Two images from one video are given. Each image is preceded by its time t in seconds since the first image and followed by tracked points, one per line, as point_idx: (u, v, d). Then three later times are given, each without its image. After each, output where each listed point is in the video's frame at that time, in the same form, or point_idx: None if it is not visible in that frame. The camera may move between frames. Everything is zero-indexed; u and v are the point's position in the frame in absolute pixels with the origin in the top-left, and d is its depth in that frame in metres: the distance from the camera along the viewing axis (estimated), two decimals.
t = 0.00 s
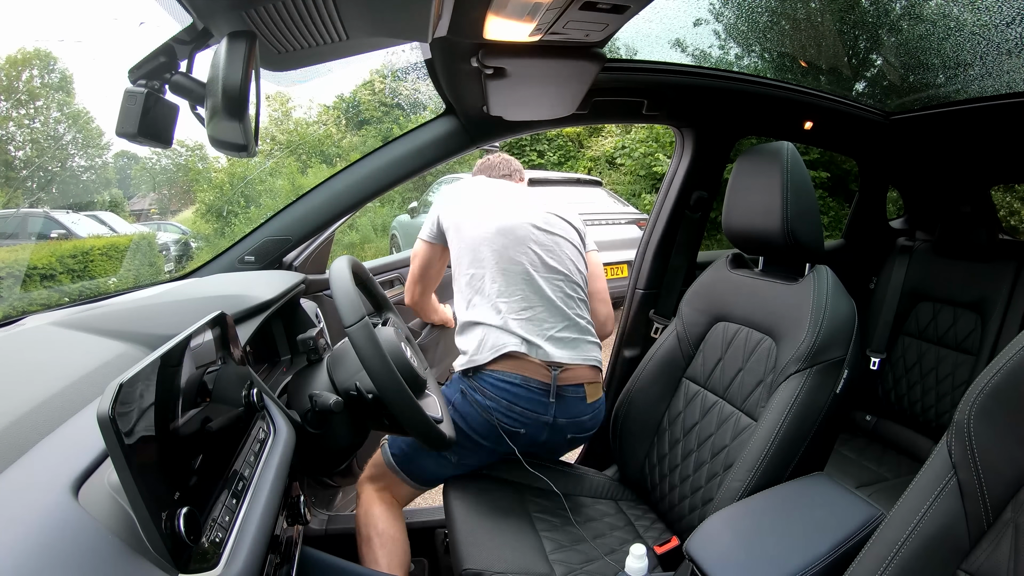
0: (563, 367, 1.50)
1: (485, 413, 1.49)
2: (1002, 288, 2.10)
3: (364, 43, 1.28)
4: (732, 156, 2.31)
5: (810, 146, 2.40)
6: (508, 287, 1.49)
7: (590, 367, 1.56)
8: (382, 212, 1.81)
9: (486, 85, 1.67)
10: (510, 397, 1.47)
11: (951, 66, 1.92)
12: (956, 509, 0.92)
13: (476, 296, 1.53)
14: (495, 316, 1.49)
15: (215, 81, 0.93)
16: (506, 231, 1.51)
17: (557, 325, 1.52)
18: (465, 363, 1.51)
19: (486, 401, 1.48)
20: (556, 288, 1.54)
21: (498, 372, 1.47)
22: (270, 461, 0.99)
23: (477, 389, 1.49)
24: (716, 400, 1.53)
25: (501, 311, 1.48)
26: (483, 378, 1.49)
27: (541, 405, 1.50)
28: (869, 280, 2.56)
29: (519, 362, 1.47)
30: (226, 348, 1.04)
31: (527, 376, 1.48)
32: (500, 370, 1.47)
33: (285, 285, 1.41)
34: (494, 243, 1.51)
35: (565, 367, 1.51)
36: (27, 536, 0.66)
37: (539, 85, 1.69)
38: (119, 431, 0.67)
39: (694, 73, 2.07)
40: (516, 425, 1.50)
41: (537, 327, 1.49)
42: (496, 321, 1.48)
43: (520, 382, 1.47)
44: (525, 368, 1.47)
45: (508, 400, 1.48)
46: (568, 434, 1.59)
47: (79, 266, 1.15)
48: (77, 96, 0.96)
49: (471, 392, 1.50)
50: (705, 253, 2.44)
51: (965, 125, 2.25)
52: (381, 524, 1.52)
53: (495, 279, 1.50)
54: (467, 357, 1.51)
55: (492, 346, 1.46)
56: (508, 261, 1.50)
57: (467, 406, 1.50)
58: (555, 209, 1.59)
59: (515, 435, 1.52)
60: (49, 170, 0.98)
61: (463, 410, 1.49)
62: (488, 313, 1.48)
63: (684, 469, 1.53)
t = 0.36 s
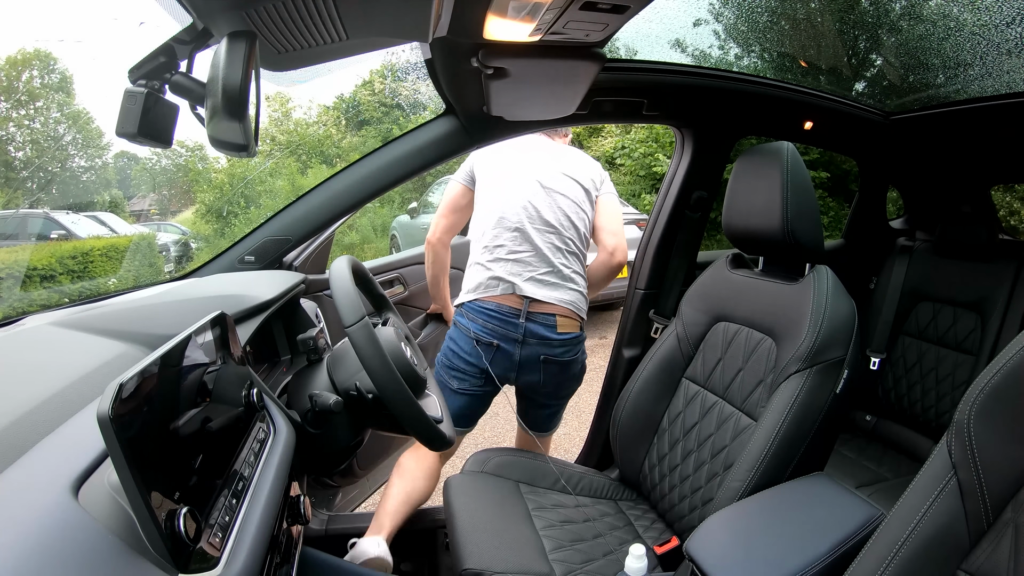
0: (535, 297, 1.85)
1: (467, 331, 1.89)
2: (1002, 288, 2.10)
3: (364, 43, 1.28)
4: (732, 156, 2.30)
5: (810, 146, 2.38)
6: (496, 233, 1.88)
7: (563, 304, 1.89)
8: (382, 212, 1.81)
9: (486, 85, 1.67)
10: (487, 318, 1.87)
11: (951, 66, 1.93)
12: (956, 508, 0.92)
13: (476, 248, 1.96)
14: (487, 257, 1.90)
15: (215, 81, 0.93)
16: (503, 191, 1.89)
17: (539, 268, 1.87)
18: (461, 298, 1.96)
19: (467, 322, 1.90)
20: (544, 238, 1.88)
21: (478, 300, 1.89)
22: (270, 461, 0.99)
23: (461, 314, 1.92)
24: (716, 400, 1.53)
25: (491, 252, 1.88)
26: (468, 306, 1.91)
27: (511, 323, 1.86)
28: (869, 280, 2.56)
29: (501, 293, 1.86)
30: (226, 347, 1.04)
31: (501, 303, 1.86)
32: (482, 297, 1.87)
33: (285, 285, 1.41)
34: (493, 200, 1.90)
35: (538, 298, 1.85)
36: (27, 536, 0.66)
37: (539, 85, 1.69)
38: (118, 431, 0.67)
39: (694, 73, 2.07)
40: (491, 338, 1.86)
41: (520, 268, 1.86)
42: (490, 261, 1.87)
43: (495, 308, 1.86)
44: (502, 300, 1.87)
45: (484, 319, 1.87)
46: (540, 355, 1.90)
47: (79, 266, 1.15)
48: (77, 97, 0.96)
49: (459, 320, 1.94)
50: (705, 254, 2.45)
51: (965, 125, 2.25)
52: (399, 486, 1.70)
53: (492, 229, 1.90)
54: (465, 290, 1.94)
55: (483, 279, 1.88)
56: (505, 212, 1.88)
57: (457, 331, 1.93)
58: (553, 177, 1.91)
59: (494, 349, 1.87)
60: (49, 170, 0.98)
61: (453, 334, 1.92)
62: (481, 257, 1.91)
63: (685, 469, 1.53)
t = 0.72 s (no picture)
0: (553, 295, 1.87)
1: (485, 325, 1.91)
2: (1002, 288, 2.10)
3: (364, 43, 1.28)
4: (732, 156, 2.30)
5: (810, 146, 2.39)
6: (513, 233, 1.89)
7: (581, 302, 1.91)
8: (382, 212, 1.81)
9: (486, 85, 1.67)
10: (505, 314, 1.89)
11: (951, 66, 1.93)
12: (956, 508, 0.92)
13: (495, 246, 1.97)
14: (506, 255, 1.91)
15: (215, 81, 0.93)
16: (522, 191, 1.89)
17: (556, 267, 1.88)
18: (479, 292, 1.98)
19: (485, 316, 1.92)
20: (562, 238, 1.89)
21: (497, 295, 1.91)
22: (270, 461, 0.99)
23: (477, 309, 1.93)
24: (716, 400, 1.53)
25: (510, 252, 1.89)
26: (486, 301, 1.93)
27: (528, 318, 1.88)
28: (869, 280, 2.56)
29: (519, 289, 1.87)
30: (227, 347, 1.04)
31: (519, 299, 1.87)
32: (500, 294, 1.89)
33: (285, 285, 1.41)
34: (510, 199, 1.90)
35: (555, 296, 1.87)
36: (27, 536, 0.66)
37: (539, 85, 1.69)
38: (119, 431, 0.67)
39: (694, 73, 2.07)
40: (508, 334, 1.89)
41: (538, 267, 1.87)
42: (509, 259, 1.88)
43: (513, 303, 1.88)
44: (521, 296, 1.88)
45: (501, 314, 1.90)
46: (555, 351, 1.94)
47: (79, 266, 1.15)
48: (77, 97, 0.96)
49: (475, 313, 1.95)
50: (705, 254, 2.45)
51: (964, 124, 2.25)
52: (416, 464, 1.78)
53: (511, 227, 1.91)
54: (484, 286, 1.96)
55: (503, 277, 1.90)
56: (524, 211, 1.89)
57: (473, 324, 1.94)
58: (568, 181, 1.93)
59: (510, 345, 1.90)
60: (49, 170, 0.98)
61: (468, 326, 1.94)
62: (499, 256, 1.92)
63: (684, 469, 1.53)
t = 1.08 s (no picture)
0: (585, 321, 1.82)
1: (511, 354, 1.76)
2: (1002, 288, 2.10)
3: (363, 43, 1.28)
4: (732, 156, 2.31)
5: (810, 147, 2.41)
6: (540, 248, 1.82)
7: (602, 328, 1.89)
8: (382, 212, 1.81)
9: (486, 85, 1.67)
10: (536, 345, 1.77)
11: (951, 66, 1.93)
12: (957, 508, 0.92)
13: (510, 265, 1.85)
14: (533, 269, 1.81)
15: (215, 80, 0.93)
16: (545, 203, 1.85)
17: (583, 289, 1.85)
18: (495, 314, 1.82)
19: (515, 346, 1.77)
20: (586, 261, 1.87)
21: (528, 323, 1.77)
22: (270, 461, 0.99)
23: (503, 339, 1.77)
24: (716, 400, 1.53)
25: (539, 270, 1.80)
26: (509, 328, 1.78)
27: (563, 351, 1.80)
28: (869, 280, 2.56)
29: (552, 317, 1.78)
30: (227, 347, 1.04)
31: (552, 329, 1.78)
32: (530, 320, 1.77)
33: (285, 285, 1.41)
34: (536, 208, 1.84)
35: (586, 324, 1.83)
36: (28, 537, 0.66)
37: (539, 85, 1.69)
38: (119, 430, 0.67)
39: (694, 73, 2.06)
40: (539, 368, 1.79)
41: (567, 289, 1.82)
42: (538, 280, 1.78)
43: (546, 334, 1.78)
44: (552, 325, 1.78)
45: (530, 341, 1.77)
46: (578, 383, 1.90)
47: (79, 266, 1.15)
48: (77, 97, 0.96)
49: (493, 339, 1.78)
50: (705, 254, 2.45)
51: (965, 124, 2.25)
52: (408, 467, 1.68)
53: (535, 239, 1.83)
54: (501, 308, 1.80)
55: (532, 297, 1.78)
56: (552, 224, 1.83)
57: (494, 352, 1.77)
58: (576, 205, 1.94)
59: (538, 379, 1.81)
60: (49, 170, 0.98)
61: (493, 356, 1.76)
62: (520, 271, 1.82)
63: (684, 468, 1.53)
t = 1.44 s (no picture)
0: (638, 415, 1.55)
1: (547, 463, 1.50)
2: (1002, 288, 2.10)
3: (363, 43, 1.28)
4: (732, 156, 2.30)
5: (810, 146, 2.42)
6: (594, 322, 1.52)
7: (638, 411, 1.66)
8: (382, 212, 1.81)
9: (486, 85, 1.67)
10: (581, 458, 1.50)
11: (951, 66, 1.93)
12: (956, 508, 0.92)
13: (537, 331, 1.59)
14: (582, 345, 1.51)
15: (215, 81, 0.93)
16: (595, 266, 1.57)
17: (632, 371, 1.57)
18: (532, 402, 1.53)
19: (560, 458, 1.49)
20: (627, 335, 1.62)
21: (575, 428, 1.50)
22: (270, 461, 0.99)
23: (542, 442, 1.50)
24: (715, 400, 1.53)
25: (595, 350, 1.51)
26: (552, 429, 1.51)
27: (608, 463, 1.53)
28: (869, 279, 2.56)
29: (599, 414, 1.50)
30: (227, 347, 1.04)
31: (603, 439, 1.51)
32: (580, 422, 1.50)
33: (285, 285, 1.41)
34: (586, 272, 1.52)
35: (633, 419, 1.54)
36: (28, 537, 0.66)
37: (539, 86, 1.69)
38: (119, 430, 0.67)
39: (694, 73, 2.06)
40: (578, 482, 1.53)
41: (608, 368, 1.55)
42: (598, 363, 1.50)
43: (597, 444, 1.51)
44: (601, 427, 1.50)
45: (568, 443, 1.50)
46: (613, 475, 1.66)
47: (79, 266, 1.15)
48: (77, 97, 0.96)
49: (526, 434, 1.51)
50: (705, 254, 2.45)
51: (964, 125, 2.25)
52: (405, 479, 1.52)
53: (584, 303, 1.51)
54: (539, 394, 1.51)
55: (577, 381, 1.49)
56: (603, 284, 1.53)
57: (530, 456, 1.50)
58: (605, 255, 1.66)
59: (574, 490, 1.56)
60: (49, 170, 0.98)
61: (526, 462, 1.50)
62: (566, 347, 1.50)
63: (684, 468, 1.53)
